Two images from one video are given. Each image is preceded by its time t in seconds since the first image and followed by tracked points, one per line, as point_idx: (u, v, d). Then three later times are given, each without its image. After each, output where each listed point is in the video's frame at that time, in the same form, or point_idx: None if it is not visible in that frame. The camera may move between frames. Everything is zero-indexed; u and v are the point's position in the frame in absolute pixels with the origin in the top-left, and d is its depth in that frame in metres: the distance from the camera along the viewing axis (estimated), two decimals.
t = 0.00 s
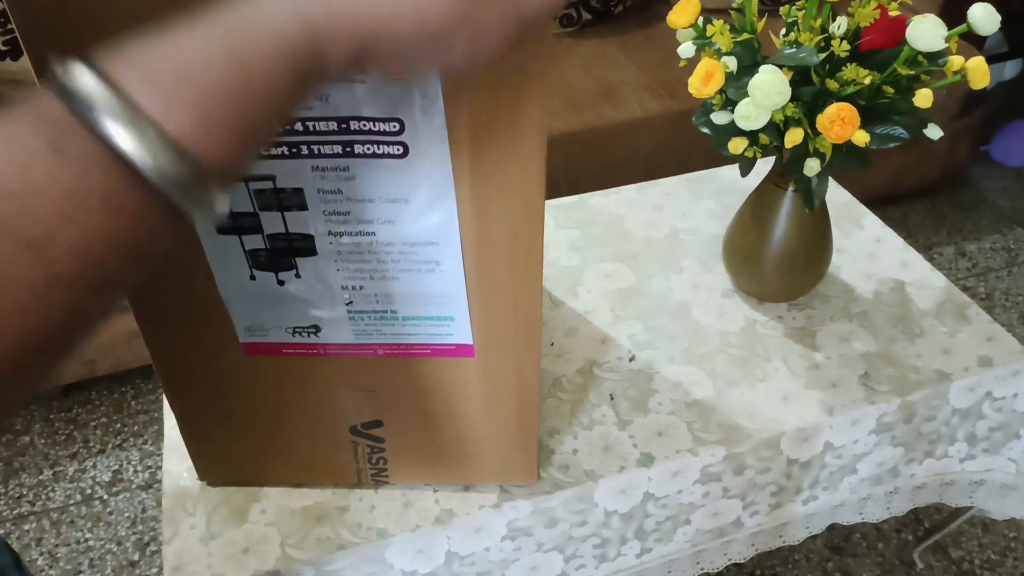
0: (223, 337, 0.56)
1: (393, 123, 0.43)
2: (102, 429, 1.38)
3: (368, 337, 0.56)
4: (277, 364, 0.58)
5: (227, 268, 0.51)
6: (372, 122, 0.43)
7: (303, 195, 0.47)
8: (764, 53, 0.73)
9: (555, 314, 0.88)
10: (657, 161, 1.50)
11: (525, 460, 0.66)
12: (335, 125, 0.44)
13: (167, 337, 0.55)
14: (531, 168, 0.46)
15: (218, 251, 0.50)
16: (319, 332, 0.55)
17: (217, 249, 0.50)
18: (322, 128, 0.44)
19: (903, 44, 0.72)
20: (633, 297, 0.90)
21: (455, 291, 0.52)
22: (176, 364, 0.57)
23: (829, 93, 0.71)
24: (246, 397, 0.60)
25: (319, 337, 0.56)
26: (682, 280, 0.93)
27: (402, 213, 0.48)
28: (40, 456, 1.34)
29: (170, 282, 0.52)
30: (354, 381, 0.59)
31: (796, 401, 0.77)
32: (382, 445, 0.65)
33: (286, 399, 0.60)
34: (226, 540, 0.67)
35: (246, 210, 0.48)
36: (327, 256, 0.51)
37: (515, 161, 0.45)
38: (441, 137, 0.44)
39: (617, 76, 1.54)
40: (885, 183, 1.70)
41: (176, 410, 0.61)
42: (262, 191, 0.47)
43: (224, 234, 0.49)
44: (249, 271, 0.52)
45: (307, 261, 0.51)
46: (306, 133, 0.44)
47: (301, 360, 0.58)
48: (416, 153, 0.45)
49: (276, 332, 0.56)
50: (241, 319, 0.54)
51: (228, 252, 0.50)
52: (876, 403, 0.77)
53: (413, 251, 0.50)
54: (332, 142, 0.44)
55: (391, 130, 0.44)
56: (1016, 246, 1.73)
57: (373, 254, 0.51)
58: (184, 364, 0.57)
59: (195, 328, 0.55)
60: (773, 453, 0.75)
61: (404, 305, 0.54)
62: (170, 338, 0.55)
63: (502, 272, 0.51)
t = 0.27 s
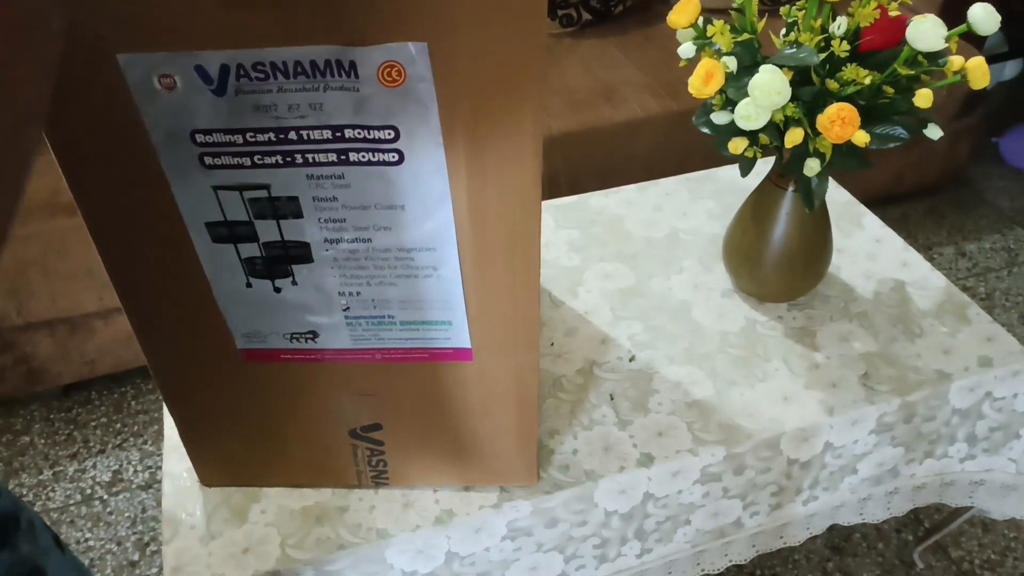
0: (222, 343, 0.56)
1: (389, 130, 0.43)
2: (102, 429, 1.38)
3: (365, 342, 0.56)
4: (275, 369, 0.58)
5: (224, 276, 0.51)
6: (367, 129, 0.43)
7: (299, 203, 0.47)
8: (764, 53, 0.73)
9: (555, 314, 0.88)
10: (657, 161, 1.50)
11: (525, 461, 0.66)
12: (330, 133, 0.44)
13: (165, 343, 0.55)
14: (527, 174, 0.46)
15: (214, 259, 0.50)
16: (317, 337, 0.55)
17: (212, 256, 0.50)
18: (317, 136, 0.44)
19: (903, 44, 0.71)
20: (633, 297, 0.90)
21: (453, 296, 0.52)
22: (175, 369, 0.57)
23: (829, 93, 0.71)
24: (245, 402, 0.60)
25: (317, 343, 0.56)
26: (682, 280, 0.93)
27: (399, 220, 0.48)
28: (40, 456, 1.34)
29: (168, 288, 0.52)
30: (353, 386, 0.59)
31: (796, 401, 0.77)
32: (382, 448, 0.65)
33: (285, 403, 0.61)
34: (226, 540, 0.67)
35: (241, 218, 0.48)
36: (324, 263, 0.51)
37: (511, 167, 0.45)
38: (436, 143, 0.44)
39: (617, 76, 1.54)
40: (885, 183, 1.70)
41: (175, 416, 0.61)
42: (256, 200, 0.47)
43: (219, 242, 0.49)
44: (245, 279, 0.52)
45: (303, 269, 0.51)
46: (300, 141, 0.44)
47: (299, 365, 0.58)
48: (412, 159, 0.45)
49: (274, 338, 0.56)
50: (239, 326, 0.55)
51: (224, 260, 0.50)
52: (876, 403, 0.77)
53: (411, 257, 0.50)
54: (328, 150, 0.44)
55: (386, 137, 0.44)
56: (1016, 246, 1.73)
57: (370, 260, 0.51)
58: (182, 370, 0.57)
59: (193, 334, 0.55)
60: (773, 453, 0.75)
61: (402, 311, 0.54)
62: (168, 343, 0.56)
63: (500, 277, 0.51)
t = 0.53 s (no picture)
0: (221, 344, 0.56)
1: (388, 129, 0.43)
2: (102, 429, 1.38)
3: (365, 342, 0.56)
4: (275, 370, 0.58)
5: (224, 277, 0.51)
6: (367, 129, 0.43)
7: (299, 203, 0.47)
8: (764, 53, 0.73)
9: (555, 314, 0.88)
10: (657, 161, 1.50)
11: (525, 461, 0.67)
12: (330, 133, 0.44)
13: (165, 344, 0.56)
14: (527, 173, 0.46)
15: (213, 260, 0.50)
16: (317, 337, 0.55)
17: (211, 258, 0.50)
18: (317, 136, 0.44)
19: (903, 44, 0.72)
20: (633, 297, 0.90)
21: (452, 296, 0.52)
22: (175, 371, 0.57)
23: (829, 93, 0.71)
24: (245, 403, 0.60)
25: (316, 343, 0.56)
26: (682, 279, 0.93)
27: (399, 219, 0.48)
28: (40, 456, 1.34)
29: (168, 291, 0.52)
30: (352, 386, 0.59)
31: (796, 401, 0.77)
32: (382, 448, 0.65)
33: (285, 404, 0.61)
34: (226, 540, 0.67)
35: (240, 218, 0.48)
36: (323, 263, 0.51)
37: (510, 167, 0.45)
38: (435, 142, 0.44)
39: (617, 76, 1.54)
40: (885, 183, 1.70)
41: (175, 417, 0.61)
42: (256, 200, 0.47)
43: (218, 243, 0.49)
44: (245, 279, 0.52)
45: (303, 269, 0.51)
46: (299, 141, 0.44)
47: (298, 365, 0.58)
48: (412, 159, 0.45)
49: (273, 339, 0.56)
50: (239, 326, 0.55)
51: (224, 261, 0.50)
52: (876, 403, 0.77)
53: (410, 257, 0.50)
54: (327, 150, 0.44)
55: (386, 137, 0.44)
56: (1016, 246, 1.73)
57: (370, 259, 0.51)
58: (181, 371, 0.57)
59: (193, 335, 0.55)
60: (773, 453, 0.75)
61: (402, 310, 0.54)
62: (167, 345, 0.56)
63: (500, 276, 0.51)
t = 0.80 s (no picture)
0: (219, 346, 0.56)
1: (384, 130, 0.44)
2: (102, 428, 1.38)
3: (363, 342, 0.56)
4: (273, 371, 0.58)
5: (222, 278, 0.51)
6: (363, 129, 0.43)
7: (295, 204, 0.47)
8: (764, 53, 0.73)
9: (555, 314, 0.88)
10: (657, 161, 1.50)
11: (525, 461, 0.67)
12: (326, 133, 0.44)
13: (162, 347, 0.55)
14: (524, 173, 0.46)
15: (211, 262, 0.50)
16: (315, 338, 0.56)
17: (209, 260, 0.50)
18: (313, 136, 0.44)
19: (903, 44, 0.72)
20: (633, 297, 0.90)
21: (451, 296, 0.53)
22: (173, 374, 0.57)
23: (829, 93, 0.71)
24: (244, 404, 0.60)
25: (314, 343, 0.56)
26: (682, 279, 0.93)
27: (396, 220, 0.48)
28: (40, 456, 1.34)
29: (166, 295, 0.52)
30: (351, 386, 0.59)
31: (796, 401, 0.77)
32: (382, 448, 0.65)
33: (284, 405, 0.61)
34: (226, 541, 0.67)
35: (237, 220, 0.48)
36: (321, 264, 0.51)
37: (507, 167, 0.45)
38: (432, 142, 0.44)
39: (618, 76, 1.54)
40: (885, 183, 1.70)
41: (174, 419, 0.61)
42: (253, 202, 0.47)
43: (216, 245, 0.49)
44: (242, 281, 0.52)
45: (301, 270, 0.51)
46: (295, 142, 0.44)
47: (296, 366, 0.58)
48: (408, 160, 0.45)
49: (271, 340, 0.56)
50: (236, 328, 0.55)
51: (222, 263, 0.50)
52: (876, 403, 0.77)
53: (408, 258, 0.50)
54: (324, 151, 0.45)
55: (382, 137, 0.44)
56: (1016, 246, 1.73)
57: (368, 260, 0.51)
58: (180, 374, 0.57)
59: (191, 338, 0.55)
60: (773, 453, 0.75)
61: (400, 311, 0.54)
62: (164, 348, 0.56)
63: (498, 276, 0.51)
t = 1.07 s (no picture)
0: (218, 350, 0.56)
1: (385, 142, 0.43)
2: (102, 429, 1.39)
3: (363, 349, 0.56)
4: (274, 376, 0.58)
5: (222, 285, 0.52)
6: (364, 141, 0.43)
7: (296, 214, 0.47)
8: (764, 53, 0.73)
9: (555, 314, 0.88)
10: (657, 160, 1.50)
11: (525, 465, 0.67)
12: (327, 145, 0.44)
13: (162, 351, 0.56)
14: (524, 185, 0.46)
15: (211, 268, 0.50)
16: (316, 345, 0.56)
17: (209, 266, 0.50)
18: (313, 148, 0.44)
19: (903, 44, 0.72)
20: (633, 297, 0.90)
21: (451, 304, 0.53)
22: (173, 377, 0.57)
23: (829, 93, 0.71)
24: (244, 407, 0.60)
25: (315, 350, 0.56)
26: (682, 280, 0.93)
27: (396, 229, 0.48)
28: (40, 456, 1.34)
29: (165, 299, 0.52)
30: (351, 391, 0.59)
31: (796, 402, 0.77)
32: (382, 451, 0.65)
33: (284, 409, 0.61)
34: (226, 541, 0.67)
35: (237, 228, 0.48)
36: (322, 272, 0.51)
37: (508, 179, 0.45)
38: (433, 154, 0.44)
39: (618, 76, 1.54)
40: (885, 183, 1.70)
41: (174, 421, 0.61)
42: (253, 211, 0.47)
43: (216, 252, 0.49)
44: (242, 287, 0.52)
45: (301, 278, 0.51)
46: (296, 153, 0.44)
47: (297, 372, 0.58)
48: (409, 171, 0.45)
49: (272, 345, 0.56)
50: (236, 333, 0.55)
51: (221, 269, 0.50)
52: (876, 403, 0.77)
53: (408, 267, 0.50)
54: (324, 162, 0.44)
55: (383, 149, 0.44)
56: (1016, 246, 1.73)
57: (368, 268, 0.51)
58: (179, 376, 0.57)
59: (191, 342, 0.55)
60: (773, 453, 0.75)
61: (401, 319, 0.54)
62: (165, 352, 0.56)
63: (499, 284, 0.51)
